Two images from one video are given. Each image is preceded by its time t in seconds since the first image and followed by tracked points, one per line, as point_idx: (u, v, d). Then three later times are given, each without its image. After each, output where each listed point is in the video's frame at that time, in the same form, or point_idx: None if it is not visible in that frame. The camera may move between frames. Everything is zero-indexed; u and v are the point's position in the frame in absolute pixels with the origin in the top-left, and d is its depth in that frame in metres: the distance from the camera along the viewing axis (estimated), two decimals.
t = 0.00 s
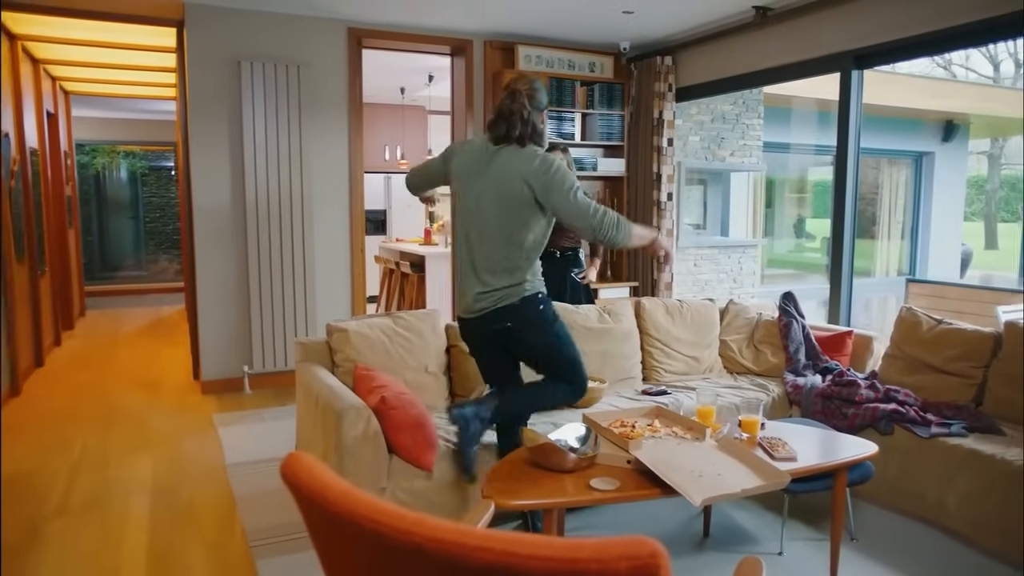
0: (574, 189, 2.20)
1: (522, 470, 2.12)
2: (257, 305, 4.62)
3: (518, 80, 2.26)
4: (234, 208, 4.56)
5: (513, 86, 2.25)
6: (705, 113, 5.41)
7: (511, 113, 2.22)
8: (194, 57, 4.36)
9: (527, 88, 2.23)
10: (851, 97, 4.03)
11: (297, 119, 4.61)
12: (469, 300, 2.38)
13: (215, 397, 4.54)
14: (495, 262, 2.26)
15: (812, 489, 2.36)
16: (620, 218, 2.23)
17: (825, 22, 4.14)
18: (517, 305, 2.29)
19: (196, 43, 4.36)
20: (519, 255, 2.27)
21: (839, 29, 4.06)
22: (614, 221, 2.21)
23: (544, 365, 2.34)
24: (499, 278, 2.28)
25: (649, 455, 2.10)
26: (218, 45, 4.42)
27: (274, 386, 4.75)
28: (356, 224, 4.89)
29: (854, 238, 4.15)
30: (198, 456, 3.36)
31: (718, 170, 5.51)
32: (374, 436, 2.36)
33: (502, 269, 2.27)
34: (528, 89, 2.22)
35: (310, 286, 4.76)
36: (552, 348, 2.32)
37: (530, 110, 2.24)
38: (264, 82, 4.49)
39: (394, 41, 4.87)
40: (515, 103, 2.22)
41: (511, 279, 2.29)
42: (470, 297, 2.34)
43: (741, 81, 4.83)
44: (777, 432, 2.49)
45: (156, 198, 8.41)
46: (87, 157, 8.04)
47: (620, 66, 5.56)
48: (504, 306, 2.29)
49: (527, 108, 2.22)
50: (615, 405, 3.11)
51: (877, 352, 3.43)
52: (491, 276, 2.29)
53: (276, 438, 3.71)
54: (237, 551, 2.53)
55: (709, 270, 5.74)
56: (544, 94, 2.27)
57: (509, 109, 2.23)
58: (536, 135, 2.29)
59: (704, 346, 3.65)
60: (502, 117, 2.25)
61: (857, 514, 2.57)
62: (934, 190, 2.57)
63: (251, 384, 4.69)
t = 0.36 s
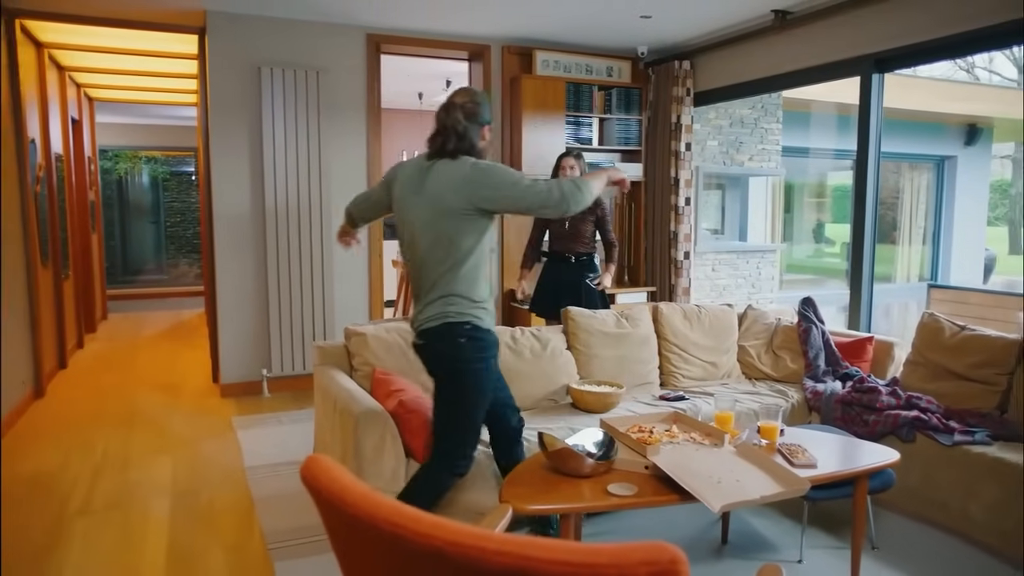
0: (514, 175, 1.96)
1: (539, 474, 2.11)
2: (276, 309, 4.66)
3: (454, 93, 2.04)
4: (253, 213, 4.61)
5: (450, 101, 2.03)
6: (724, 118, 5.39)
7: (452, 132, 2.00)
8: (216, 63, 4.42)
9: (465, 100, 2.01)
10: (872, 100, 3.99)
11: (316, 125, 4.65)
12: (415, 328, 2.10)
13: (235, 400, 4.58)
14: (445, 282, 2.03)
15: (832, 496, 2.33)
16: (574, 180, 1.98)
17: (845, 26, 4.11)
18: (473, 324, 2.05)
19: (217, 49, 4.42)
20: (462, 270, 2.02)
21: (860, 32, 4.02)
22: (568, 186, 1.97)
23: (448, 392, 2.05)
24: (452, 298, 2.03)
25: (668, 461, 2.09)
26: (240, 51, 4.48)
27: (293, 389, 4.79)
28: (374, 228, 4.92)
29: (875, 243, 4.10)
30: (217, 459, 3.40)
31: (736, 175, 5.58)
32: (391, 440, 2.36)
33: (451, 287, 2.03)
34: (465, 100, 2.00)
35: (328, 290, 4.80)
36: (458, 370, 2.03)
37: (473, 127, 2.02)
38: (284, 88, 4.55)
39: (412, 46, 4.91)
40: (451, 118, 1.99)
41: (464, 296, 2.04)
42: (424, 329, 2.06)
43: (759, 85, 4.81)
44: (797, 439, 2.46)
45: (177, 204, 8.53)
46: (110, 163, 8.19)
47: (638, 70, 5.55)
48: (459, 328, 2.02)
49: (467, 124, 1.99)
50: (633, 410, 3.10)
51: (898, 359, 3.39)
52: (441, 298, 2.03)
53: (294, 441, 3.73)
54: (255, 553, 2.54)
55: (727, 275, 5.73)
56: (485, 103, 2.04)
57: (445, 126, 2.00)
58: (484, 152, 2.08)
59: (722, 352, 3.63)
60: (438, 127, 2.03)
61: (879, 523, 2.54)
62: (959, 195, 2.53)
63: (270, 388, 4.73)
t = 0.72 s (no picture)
0: (439, 146, 1.83)
1: (557, 477, 2.12)
2: (294, 311, 4.69)
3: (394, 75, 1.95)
4: (272, 215, 4.65)
5: (387, 84, 1.95)
6: (742, 120, 5.36)
7: (387, 116, 1.92)
8: (236, 66, 4.47)
9: (403, 82, 1.92)
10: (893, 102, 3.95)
11: (335, 128, 4.69)
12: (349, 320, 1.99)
13: (253, 402, 4.62)
14: (371, 263, 1.89)
15: (852, 501, 2.32)
16: (505, 142, 1.83)
17: (868, 27, 4.07)
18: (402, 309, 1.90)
19: (239, 54, 4.47)
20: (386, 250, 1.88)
21: (881, 33, 3.98)
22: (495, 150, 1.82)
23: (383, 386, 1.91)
24: (379, 282, 1.89)
25: (685, 465, 2.08)
26: (260, 56, 4.53)
27: (311, 391, 4.82)
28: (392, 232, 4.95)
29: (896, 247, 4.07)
30: (236, 460, 3.43)
31: (755, 177, 5.53)
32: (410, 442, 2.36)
33: (377, 270, 1.89)
34: (402, 81, 1.91)
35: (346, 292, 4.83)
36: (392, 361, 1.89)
37: (412, 111, 1.93)
38: (303, 92, 4.59)
39: (431, 50, 4.94)
40: (384, 100, 1.91)
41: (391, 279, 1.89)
42: (352, 318, 1.92)
43: (779, 88, 4.78)
44: (817, 444, 2.45)
45: (197, 207, 8.64)
46: (132, 166, 8.32)
47: (656, 73, 5.54)
48: (383, 312, 1.88)
49: (401, 108, 1.91)
50: (651, 414, 3.09)
51: (920, 363, 3.34)
52: (368, 282, 1.89)
53: (312, 442, 3.75)
54: (273, 553, 2.56)
55: (745, 278, 5.73)
56: (426, 85, 1.93)
57: (378, 110, 1.92)
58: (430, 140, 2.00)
59: (740, 356, 3.60)
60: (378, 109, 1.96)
61: (902, 529, 2.51)
62: (979, 196, 2.50)
63: (288, 390, 4.76)
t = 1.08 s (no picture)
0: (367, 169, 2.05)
1: (576, 478, 2.12)
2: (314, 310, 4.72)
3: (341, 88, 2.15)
4: (293, 215, 4.69)
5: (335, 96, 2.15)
6: (762, 120, 5.34)
7: (336, 127, 2.14)
8: (258, 68, 4.52)
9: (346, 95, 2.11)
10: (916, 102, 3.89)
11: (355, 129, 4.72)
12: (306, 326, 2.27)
13: (273, 401, 4.66)
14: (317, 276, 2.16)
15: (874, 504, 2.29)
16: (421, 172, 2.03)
17: (891, 24, 4.02)
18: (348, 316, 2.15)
19: (260, 56, 4.52)
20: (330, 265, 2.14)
21: (904, 32, 3.94)
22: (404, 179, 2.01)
23: (338, 384, 2.17)
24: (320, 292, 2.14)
25: (705, 466, 2.07)
26: (281, 57, 4.57)
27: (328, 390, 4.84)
28: (411, 232, 4.97)
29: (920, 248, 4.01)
30: (256, 459, 3.46)
31: (775, 178, 5.46)
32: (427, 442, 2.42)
33: (319, 283, 2.15)
34: (345, 94, 2.11)
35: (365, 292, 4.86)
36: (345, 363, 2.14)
37: (356, 122, 2.13)
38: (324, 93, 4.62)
39: (449, 50, 4.95)
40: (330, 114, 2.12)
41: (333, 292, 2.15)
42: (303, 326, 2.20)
43: (800, 87, 4.74)
44: (838, 446, 2.42)
45: (217, 207, 8.73)
46: (154, 167, 8.42)
47: (676, 73, 5.52)
48: (327, 317, 2.13)
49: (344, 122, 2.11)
50: (670, 415, 3.08)
51: (944, 365, 3.24)
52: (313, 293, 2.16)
53: (332, 441, 3.77)
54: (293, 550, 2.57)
55: (765, 279, 5.73)
56: (366, 97, 2.11)
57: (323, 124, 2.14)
58: (380, 145, 2.19)
59: (760, 357, 3.58)
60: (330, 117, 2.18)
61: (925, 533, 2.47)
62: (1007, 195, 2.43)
63: (307, 389, 4.79)
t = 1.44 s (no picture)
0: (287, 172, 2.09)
1: (590, 477, 2.11)
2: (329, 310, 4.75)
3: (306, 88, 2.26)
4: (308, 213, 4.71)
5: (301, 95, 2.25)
6: (779, 119, 5.34)
7: (294, 126, 2.23)
8: (275, 68, 4.55)
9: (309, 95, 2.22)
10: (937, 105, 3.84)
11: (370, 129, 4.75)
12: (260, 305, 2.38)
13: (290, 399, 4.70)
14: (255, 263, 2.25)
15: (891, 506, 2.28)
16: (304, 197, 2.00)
17: (910, 21, 3.97)
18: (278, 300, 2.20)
19: (276, 57, 4.55)
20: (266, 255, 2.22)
21: (923, 29, 3.89)
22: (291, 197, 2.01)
23: (272, 368, 2.24)
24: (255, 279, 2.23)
25: (720, 466, 2.06)
26: (297, 58, 4.60)
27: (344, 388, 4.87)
28: (426, 232, 4.98)
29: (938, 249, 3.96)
30: (273, 457, 3.48)
31: (791, 177, 5.55)
32: (442, 440, 2.40)
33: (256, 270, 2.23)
34: (308, 95, 2.22)
35: (379, 291, 4.88)
36: (273, 347, 2.21)
37: (313, 122, 2.23)
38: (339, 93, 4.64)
39: (465, 50, 4.97)
40: (288, 113, 2.22)
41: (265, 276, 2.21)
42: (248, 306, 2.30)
43: (817, 86, 4.70)
44: (855, 447, 2.40)
45: (234, 207, 8.81)
46: (172, 168, 8.52)
47: (691, 72, 5.49)
48: (257, 300, 2.21)
49: (300, 121, 2.20)
50: (685, 415, 3.06)
51: (963, 367, 3.20)
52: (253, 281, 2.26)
53: (347, 440, 3.79)
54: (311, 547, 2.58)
55: (781, 279, 5.70)
56: (324, 99, 2.23)
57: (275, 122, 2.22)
58: (336, 146, 2.30)
59: (776, 357, 3.55)
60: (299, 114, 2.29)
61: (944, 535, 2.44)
62: None
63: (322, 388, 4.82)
